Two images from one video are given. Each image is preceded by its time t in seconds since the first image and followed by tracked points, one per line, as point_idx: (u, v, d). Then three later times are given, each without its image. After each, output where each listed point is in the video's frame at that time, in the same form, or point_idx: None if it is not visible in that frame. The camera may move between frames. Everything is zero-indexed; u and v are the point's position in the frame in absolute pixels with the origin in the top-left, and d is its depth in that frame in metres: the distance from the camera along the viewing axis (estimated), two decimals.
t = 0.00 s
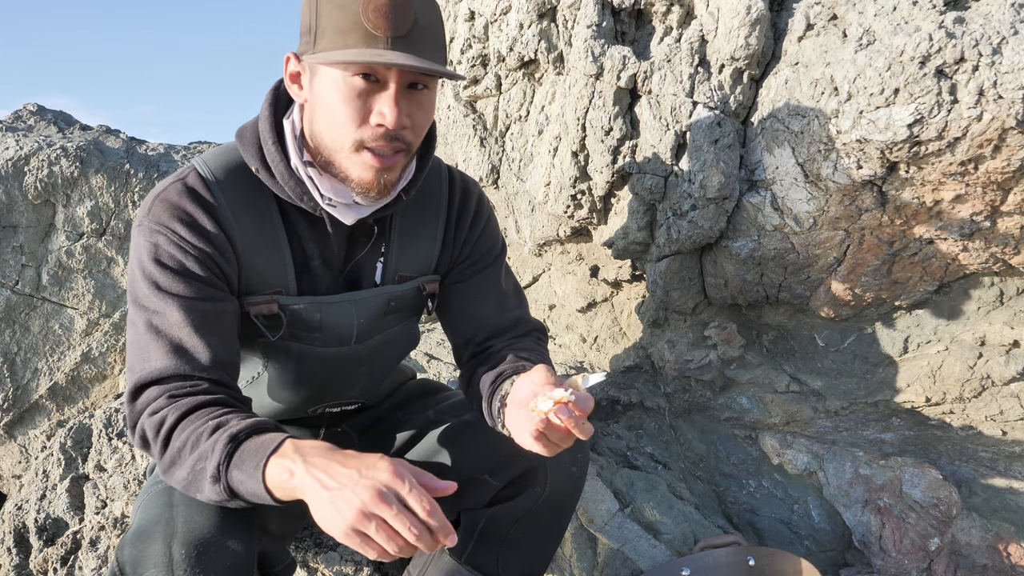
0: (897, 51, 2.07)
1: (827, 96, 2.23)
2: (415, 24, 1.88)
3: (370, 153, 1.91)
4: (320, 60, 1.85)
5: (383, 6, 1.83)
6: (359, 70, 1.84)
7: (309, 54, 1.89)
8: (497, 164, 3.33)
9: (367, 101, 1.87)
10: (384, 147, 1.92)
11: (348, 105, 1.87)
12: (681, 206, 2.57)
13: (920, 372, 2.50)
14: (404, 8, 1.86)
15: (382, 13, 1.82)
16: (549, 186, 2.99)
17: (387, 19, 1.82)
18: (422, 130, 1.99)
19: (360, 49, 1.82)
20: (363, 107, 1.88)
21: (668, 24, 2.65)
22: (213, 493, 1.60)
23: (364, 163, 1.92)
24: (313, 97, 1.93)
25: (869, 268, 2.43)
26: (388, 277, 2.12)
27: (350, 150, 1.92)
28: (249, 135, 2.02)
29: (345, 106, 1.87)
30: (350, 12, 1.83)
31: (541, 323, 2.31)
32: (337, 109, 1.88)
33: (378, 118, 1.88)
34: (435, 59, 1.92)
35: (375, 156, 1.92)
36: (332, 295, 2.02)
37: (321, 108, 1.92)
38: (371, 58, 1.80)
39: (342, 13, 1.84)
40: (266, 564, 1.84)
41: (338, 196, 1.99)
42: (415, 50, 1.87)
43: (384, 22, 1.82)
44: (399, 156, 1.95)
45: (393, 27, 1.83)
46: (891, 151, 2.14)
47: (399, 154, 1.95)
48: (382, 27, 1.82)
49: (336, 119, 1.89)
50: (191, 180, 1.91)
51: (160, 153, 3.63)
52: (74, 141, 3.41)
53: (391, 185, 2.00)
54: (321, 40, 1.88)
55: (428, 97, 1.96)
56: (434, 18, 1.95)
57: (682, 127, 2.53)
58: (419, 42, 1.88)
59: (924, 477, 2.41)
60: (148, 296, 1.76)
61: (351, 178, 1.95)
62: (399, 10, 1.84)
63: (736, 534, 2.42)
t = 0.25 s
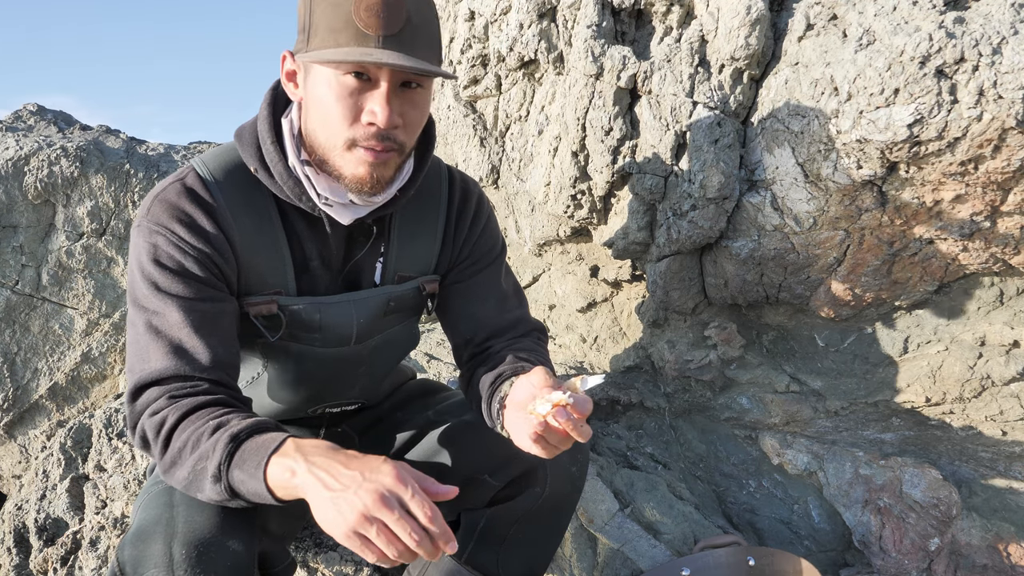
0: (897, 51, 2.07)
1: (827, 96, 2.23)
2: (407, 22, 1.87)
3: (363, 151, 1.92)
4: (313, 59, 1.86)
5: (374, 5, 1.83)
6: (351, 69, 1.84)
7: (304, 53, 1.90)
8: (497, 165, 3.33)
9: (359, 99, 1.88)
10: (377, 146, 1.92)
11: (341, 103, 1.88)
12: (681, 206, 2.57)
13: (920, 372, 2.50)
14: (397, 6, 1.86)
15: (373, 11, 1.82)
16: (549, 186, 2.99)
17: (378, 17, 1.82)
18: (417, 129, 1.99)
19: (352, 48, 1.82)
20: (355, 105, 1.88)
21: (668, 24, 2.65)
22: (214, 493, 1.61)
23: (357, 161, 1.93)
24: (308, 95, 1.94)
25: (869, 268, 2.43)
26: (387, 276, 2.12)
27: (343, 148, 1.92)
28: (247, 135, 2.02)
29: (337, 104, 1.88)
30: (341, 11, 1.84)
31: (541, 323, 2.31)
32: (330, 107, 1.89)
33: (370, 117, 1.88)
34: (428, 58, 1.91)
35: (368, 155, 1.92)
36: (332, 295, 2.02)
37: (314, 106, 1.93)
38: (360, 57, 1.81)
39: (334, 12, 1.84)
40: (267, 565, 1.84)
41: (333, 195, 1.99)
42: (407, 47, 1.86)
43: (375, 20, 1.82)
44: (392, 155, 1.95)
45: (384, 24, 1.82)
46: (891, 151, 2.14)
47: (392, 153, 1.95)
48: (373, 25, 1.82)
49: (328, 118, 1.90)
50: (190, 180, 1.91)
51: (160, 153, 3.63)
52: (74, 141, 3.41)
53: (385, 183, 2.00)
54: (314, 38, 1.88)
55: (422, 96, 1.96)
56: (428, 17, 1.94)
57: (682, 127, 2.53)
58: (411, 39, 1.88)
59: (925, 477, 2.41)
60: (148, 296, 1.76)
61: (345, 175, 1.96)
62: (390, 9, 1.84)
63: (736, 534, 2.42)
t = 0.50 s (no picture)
0: (897, 51, 2.07)
1: (827, 96, 2.23)
2: None
3: (369, 114, 1.93)
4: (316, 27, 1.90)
5: None
6: (357, 33, 1.89)
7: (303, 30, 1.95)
8: (497, 165, 3.33)
9: (364, 63, 1.92)
10: (383, 107, 1.95)
11: (345, 67, 1.91)
12: (681, 206, 2.57)
13: (920, 372, 2.50)
14: None
15: None
16: (549, 186, 2.99)
17: None
18: (418, 95, 2.04)
19: (352, 12, 1.85)
20: (361, 68, 1.92)
21: (668, 24, 2.65)
22: (210, 498, 1.61)
23: (365, 122, 1.94)
24: (308, 69, 1.97)
25: (869, 268, 2.43)
26: (387, 272, 2.11)
27: (350, 110, 1.93)
28: (245, 128, 2.03)
29: (343, 68, 1.91)
30: None
31: (541, 320, 2.31)
32: (335, 73, 1.92)
33: (376, 78, 1.92)
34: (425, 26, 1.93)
35: (376, 114, 1.94)
36: (331, 292, 2.02)
37: (317, 75, 1.95)
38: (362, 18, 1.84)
39: None
40: (270, 565, 1.85)
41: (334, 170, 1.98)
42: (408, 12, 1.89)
43: None
44: (399, 116, 1.98)
45: None
46: (891, 151, 2.14)
47: (397, 116, 1.98)
48: None
49: (334, 82, 1.92)
50: (187, 176, 1.90)
51: (160, 153, 3.63)
52: (74, 141, 3.41)
53: (386, 150, 2.01)
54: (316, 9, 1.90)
55: (421, 63, 2.03)
56: None
57: (682, 127, 2.53)
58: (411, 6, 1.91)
59: (924, 477, 2.41)
60: (146, 293, 1.76)
61: (351, 138, 1.97)
62: None
63: (736, 534, 2.41)
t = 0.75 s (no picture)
0: (897, 51, 2.07)
1: (827, 96, 2.23)
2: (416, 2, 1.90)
3: (366, 125, 1.94)
4: (325, 31, 1.90)
5: None
6: (362, 43, 1.89)
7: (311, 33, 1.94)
8: (497, 164, 3.33)
9: (366, 74, 1.92)
10: (381, 119, 1.95)
11: (348, 75, 1.91)
12: (681, 206, 2.57)
13: (920, 372, 2.50)
14: None
15: None
16: (549, 186, 2.99)
17: None
18: (419, 108, 2.03)
19: (363, 21, 1.85)
20: (363, 79, 1.92)
21: (668, 24, 2.64)
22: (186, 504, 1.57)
23: (361, 133, 1.95)
24: (312, 71, 1.97)
25: (869, 268, 2.43)
26: (386, 270, 2.11)
27: (348, 120, 1.94)
28: (245, 126, 2.03)
29: (345, 77, 1.91)
30: None
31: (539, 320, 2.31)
32: (337, 79, 1.92)
33: (377, 90, 1.92)
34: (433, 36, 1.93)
35: (372, 127, 1.94)
36: (331, 291, 2.02)
37: (320, 80, 1.95)
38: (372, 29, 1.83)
39: None
40: (266, 565, 1.83)
41: (334, 173, 1.99)
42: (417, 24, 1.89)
43: None
44: (395, 130, 1.98)
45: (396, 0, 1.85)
46: (891, 151, 2.14)
47: (393, 130, 1.98)
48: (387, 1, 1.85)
49: (335, 90, 1.93)
50: (186, 177, 1.90)
51: (160, 153, 3.63)
52: (74, 141, 3.41)
53: (382, 160, 2.02)
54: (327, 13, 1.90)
55: (425, 76, 2.01)
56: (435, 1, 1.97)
57: (682, 127, 2.53)
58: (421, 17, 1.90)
59: (924, 477, 2.41)
60: (140, 293, 1.76)
61: (347, 148, 1.98)
62: None
63: (736, 534, 2.42)
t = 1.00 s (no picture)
0: (897, 51, 2.07)
1: (827, 96, 2.23)
2: (413, 24, 1.88)
3: (362, 149, 1.91)
4: (319, 54, 1.84)
5: (381, 5, 1.83)
6: (356, 70, 1.83)
7: (309, 49, 1.88)
8: (497, 165, 3.33)
9: (361, 97, 1.86)
10: (378, 143, 1.91)
11: (343, 100, 1.86)
12: (681, 206, 2.57)
13: (920, 372, 2.50)
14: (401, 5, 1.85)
15: (380, 10, 1.83)
16: (549, 186, 2.99)
17: (386, 17, 1.83)
18: (416, 125, 1.98)
19: (361, 46, 1.82)
20: (357, 105, 1.87)
21: (668, 24, 2.65)
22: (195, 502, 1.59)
23: (357, 158, 1.93)
24: (309, 88, 1.93)
25: (869, 268, 2.43)
26: (385, 273, 2.12)
27: (344, 144, 1.92)
28: (244, 131, 2.02)
29: (338, 103, 1.86)
30: (349, 10, 1.83)
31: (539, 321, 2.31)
32: (332, 103, 1.87)
33: (372, 114, 1.87)
34: (431, 57, 1.92)
35: (367, 152, 1.92)
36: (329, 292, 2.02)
37: (315, 101, 1.91)
38: (370, 58, 1.80)
39: (340, 9, 1.84)
40: (266, 564, 1.86)
41: (332, 186, 2.00)
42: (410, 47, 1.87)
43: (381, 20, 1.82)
44: (391, 152, 1.95)
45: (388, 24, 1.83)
46: (890, 151, 2.14)
47: (390, 150, 1.95)
48: (379, 25, 1.82)
49: (330, 115, 1.89)
50: (185, 178, 1.90)
51: (160, 153, 3.63)
52: (74, 141, 3.41)
53: (382, 177, 2.01)
54: (320, 34, 1.87)
55: (423, 93, 1.94)
56: (431, 18, 1.95)
57: (682, 127, 2.53)
58: (415, 40, 1.88)
59: (924, 477, 2.40)
60: (140, 295, 1.76)
61: (343, 169, 1.97)
62: (395, 8, 1.84)
63: (736, 534, 2.41)
